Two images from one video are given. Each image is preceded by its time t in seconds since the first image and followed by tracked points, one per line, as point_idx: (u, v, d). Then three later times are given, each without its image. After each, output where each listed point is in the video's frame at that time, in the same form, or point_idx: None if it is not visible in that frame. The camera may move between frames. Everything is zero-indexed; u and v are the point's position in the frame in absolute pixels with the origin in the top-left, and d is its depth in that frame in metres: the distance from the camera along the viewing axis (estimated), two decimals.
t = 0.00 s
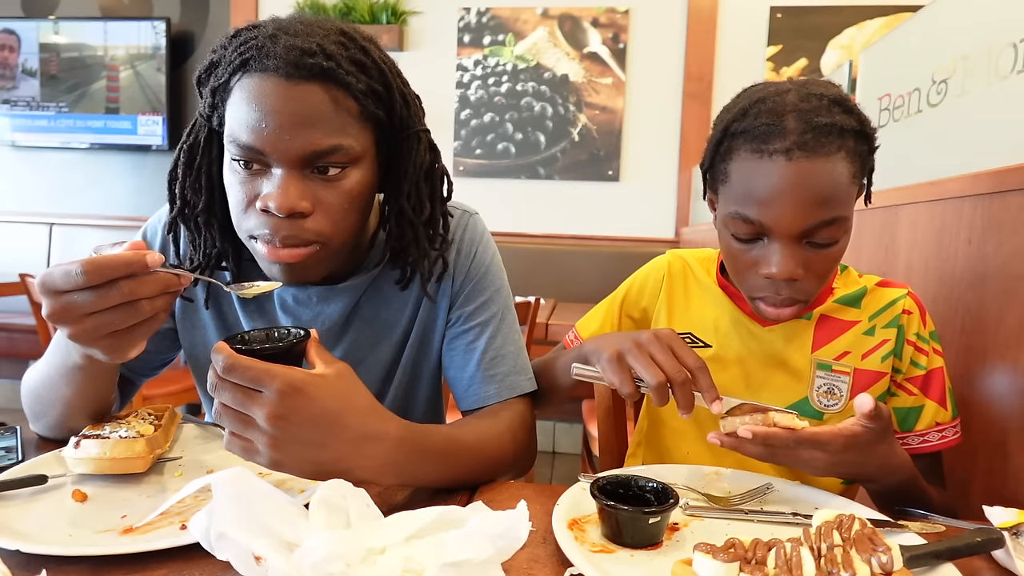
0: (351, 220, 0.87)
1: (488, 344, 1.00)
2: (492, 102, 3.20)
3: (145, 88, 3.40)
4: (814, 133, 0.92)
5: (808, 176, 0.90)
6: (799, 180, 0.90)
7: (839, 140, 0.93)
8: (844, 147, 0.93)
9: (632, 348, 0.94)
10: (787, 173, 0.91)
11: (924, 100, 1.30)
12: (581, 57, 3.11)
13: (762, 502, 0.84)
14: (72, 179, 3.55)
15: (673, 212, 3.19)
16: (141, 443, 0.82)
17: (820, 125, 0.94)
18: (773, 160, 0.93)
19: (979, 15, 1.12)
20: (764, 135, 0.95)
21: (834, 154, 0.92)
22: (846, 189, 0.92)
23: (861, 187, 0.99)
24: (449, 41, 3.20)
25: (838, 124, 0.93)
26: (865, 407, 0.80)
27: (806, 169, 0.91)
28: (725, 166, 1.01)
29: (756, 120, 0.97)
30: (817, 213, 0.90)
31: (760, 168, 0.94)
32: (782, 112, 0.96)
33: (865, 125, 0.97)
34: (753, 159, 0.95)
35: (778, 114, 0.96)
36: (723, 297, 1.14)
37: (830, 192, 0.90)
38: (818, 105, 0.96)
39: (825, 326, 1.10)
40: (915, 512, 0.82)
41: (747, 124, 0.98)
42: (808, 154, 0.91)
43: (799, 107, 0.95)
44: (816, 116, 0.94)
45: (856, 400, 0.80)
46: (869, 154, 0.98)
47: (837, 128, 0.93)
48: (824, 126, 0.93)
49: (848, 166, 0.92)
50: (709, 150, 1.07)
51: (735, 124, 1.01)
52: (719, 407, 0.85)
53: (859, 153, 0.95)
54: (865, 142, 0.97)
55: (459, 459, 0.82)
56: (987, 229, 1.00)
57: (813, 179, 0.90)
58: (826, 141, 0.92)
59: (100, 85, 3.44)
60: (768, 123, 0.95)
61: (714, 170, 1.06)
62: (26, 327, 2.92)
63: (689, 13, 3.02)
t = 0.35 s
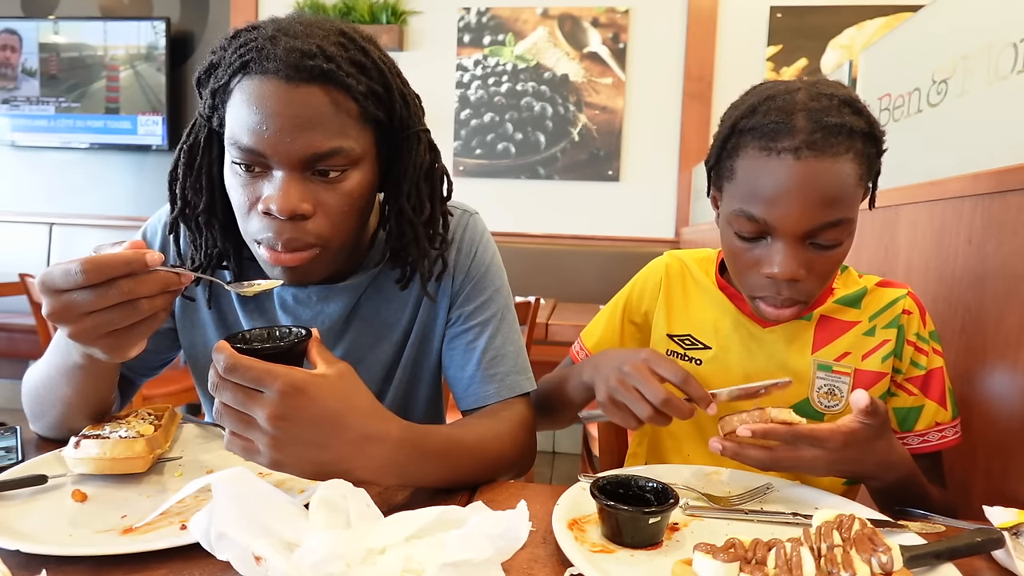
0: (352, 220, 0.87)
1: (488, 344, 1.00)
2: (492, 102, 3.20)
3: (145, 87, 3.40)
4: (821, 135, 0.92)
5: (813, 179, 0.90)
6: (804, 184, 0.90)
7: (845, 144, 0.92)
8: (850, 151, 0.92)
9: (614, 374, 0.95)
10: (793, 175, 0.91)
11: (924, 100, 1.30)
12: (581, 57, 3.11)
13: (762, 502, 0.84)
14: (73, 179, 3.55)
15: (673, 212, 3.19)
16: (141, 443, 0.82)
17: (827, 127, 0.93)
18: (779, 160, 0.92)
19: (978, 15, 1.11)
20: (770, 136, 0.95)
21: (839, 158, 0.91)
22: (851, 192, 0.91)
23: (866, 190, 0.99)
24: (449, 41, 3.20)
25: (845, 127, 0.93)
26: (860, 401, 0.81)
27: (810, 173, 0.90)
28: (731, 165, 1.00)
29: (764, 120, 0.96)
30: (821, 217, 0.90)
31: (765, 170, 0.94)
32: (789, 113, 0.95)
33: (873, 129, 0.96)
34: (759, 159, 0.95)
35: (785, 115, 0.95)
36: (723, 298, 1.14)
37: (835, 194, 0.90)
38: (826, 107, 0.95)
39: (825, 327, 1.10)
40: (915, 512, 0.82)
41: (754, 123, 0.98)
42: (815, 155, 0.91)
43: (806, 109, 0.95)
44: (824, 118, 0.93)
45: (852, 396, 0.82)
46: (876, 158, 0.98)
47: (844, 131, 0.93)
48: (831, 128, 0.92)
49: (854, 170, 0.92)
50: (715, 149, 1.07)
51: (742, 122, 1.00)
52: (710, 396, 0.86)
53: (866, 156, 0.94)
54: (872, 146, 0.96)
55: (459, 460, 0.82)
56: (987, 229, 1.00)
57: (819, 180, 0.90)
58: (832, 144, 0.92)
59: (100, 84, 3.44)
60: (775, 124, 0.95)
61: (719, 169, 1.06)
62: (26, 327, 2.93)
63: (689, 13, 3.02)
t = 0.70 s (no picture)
0: (354, 218, 0.87)
1: (488, 344, 1.00)
2: (492, 102, 3.20)
3: (145, 87, 3.40)
4: (834, 141, 0.89)
5: (823, 183, 0.87)
6: (814, 188, 0.87)
7: (860, 150, 0.90)
8: (863, 158, 0.90)
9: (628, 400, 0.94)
10: (802, 179, 0.88)
11: (924, 100, 1.30)
12: (581, 57, 3.11)
13: (762, 502, 0.84)
14: (72, 179, 3.55)
15: (673, 212, 3.19)
16: (141, 443, 0.82)
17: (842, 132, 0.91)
18: (791, 162, 0.90)
19: (978, 14, 1.11)
20: (783, 136, 0.92)
21: (852, 163, 0.89)
22: (860, 200, 0.90)
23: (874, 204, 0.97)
24: (449, 41, 3.20)
25: (861, 133, 0.90)
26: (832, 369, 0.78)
27: (821, 176, 0.88)
28: (739, 164, 0.98)
29: (780, 119, 0.94)
30: (829, 222, 0.88)
31: (776, 170, 0.91)
32: (806, 114, 0.93)
33: (888, 140, 0.94)
34: (771, 158, 0.92)
35: (801, 117, 0.93)
36: (721, 297, 1.14)
37: (843, 201, 0.88)
38: (843, 113, 0.92)
39: (821, 326, 1.09)
40: (915, 512, 0.82)
41: (768, 122, 0.95)
42: (826, 160, 0.88)
43: (823, 112, 0.92)
44: (840, 124, 0.90)
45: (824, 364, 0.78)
46: (889, 169, 0.95)
47: (859, 137, 0.90)
48: (845, 134, 0.90)
49: (865, 177, 0.90)
50: (725, 146, 1.04)
51: (756, 121, 0.97)
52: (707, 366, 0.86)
53: (877, 167, 0.92)
54: (886, 157, 0.94)
55: (460, 460, 0.82)
56: (986, 229, 1.00)
57: (827, 186, 0.88)
58: (844, 151, 0.89)
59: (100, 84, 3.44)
60: (791, 125, 0.92)
61: (726, 167, 1.03)
62: (26, 327, 2.93)
63: (688, 13, 3.02)
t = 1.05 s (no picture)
0: (355, 216, 0.87)
1: (488, 344, 1.00)
2: (492, 102, 3.20)
3: (145, 87, 3.40)
4: (859, 143, 0.87)
5: (838, 189, 0.86)
6: (828, 194, 0.86)
7: (881, 159, 0.88)
8: (883, 168, 0.88)
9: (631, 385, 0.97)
10: (819, 178, 0.86)
11: (924, 100, 1.30)
12: (581, 57, 3.11)
13: (762, 502, 0.84)
14: (73, 179, 3.55)
15: (673, 212, 3.19)
16: (141, 443, 0.82)
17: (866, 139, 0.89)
18: (807, 165, 0.87)
19: (978, 14, 1.11)
20: (805, 137, 0.90)
21: (870, 171, 0.87)
22: (873, 209, 0.88)
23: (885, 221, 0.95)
24: (449, 41, 3.20)
25: (883, 142, 0.88)
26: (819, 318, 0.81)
27: (838, 181, 0.86)
28: (755, 163, 0.95)
29: (802, 120, 0.92)
30: (839, 229, 0.86)
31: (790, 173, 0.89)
32: (829, 117, 0.90)
33: (908, 152, 0.92)
34: (788, 159, 0.90)
35: (824, 119, 0.90)
36: (716, 300, 1.13)
37: (858, 203, 0.86)
38: (868, 119, 0.90)
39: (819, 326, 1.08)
40: (914, 511, 0.82)
41: (791, 122, 0.93)
42: (844, 164, 0.86)
43: (847, 116, 0.90)
44: (866, 129, 0.88)
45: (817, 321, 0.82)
46: (906, 181, 0.94)
47: (881, 146, 0.88)
48: (870, 140, 0.88)
49: (882, 187, 0.88)
50: (741, 145, 1.02)
51: (780, 118, 0.95)
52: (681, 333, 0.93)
53: (896, 179, 0.90)
54: (905, 170, 0.92)
55: (459, 460, 0.82)
56: (985, 228, 1.01)
57: (846, 189, 0.86)
58: (868, 155, 0.87)
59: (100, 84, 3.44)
60: (814, 125, 0.90)
61: (741, 165, 1.01)
62: (26, 327, 2.93)
63: (689, 13, 3.02)
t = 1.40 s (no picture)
0: (354, 214, 0.87)
1: (488, 344, 1.00)
2: (492, 102, 3.20)
3: (145, 87, 3.40)
4: (878, 163, 0.86)
5: (852, 207, 0.85)
6: (841, 209, 0.85)
7: (897, 182, 0.87)
8: (897, 191, 0.87)
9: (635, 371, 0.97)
10: (825, 189, 0.85)
11: (925, 100, 1.30)
12: (581, 56, 3.11)
13: (762, 502, 0.84)
14: (73, 179, 3.55)
15: (673, 212, 3.19)
16: (141, 443, 0.82)
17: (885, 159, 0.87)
18: (824, 180, 0.86)
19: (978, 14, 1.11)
20: (824, 149, 0.88)
21: (884, 192, 0.86)
22: (883, 227, 0.87)
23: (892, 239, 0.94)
24: (449, 41, 3.20)
25: (902, 164, 0.87)
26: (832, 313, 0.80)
27: (852, 199, 0.85)
28: (769, 167, 0.94)
29: (823, 129, 0.90)
30: (850, 247, 0.85)
31: (803, 181, 0.88)
32: (850, 130, 0.89)
33: (924, 175, 0.91)
34: (805, 171, 0.88)
35: (844, 132, 0.89)
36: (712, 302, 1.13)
37: (865, 226, 0.85)
38: (889, 137, 0.89)
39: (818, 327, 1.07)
40: (914, 511, 0.82)
41: (810, 131, 0.91)
42: (860, 184, 0.85)
43: (868, 131, 0.89)
44: (886, 147, 0.87)
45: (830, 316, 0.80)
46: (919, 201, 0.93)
47: (899, 168, 0.87)
48: (889, 160, 0.86)
49: (893, 208, 0.87)
50: (755, 148, 1.01)
51: (798, 126, 0.94)
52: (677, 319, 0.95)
53: (907, 202, 0.89)
54: (919, 194, 0.91)
55: (458, 460, 0.82)
56: (985, 228, 1.01)
57: (855, 210, 0.85)
58: (885, 176, 0.86)
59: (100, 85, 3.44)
60: (835, 137, 0.88)
61: (752, 168, 1.00)
62: (26, 327, 2.93)
63: (689, 13, 3.02)
